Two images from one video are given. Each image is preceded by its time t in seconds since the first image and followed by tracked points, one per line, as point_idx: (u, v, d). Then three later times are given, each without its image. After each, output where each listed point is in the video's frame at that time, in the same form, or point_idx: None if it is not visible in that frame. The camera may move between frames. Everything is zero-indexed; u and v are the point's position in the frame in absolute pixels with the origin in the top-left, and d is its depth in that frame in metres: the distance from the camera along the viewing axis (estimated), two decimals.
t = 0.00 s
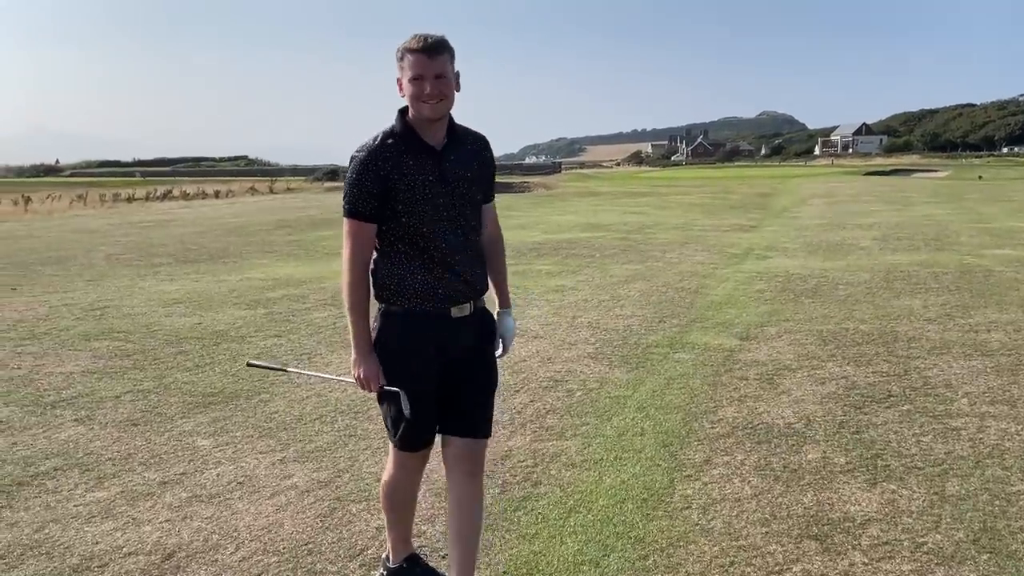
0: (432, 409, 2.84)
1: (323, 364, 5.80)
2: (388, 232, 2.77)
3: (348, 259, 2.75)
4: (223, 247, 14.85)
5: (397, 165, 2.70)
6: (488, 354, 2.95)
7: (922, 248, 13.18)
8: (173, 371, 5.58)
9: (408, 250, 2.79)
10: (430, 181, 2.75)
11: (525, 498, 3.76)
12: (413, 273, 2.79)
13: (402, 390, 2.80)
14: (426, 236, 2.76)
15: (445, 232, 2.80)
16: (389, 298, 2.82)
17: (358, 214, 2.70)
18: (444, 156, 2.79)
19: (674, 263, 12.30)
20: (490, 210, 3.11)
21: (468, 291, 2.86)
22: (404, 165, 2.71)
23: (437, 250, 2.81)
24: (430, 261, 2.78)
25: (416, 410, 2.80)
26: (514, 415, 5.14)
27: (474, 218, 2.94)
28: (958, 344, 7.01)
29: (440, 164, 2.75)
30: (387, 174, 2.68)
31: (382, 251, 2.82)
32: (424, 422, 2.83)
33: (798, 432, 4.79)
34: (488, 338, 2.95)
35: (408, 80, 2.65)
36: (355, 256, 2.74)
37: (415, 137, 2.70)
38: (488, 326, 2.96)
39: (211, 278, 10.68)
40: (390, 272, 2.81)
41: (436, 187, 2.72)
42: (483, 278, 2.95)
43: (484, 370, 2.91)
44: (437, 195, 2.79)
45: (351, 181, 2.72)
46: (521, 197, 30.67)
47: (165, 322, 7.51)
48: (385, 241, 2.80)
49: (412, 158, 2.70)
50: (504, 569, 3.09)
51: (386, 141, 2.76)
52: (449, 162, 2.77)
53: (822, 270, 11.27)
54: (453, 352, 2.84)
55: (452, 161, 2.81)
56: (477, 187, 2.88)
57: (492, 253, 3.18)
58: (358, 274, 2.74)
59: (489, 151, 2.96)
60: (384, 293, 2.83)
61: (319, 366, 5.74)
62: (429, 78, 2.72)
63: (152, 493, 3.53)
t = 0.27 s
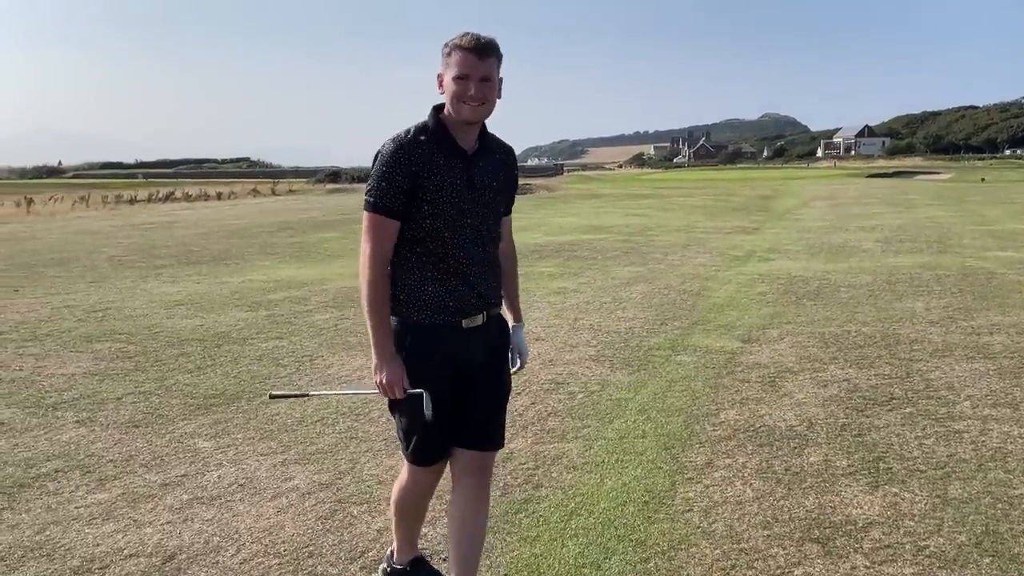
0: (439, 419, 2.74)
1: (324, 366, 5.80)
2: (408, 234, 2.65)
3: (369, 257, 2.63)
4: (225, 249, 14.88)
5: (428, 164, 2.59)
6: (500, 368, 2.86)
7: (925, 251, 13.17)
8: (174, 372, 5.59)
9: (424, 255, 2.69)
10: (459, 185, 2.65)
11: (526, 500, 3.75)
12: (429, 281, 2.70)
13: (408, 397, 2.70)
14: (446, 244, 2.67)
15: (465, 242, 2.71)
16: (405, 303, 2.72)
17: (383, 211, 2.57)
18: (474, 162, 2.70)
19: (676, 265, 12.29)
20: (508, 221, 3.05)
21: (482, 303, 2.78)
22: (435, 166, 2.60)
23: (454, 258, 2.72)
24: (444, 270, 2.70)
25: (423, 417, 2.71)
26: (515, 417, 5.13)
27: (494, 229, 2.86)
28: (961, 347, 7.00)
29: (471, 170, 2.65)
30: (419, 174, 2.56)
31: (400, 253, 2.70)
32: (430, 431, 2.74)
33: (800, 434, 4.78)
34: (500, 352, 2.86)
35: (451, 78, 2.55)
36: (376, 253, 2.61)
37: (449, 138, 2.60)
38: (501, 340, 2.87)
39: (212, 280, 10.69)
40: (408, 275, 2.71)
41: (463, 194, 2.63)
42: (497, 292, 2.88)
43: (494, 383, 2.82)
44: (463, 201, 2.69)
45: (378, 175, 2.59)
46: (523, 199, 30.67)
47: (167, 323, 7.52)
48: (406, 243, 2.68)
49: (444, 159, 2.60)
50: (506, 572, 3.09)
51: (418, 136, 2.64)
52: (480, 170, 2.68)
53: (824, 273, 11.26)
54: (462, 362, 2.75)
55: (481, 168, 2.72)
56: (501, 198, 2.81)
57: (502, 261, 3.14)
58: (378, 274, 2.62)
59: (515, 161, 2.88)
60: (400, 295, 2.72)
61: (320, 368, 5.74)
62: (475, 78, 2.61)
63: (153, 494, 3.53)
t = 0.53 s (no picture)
0: (446, 432, 2.58)
1: (324, 367, 5.80)
2: (412, 235, 2.51)
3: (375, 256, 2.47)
4: (225, 250, 14.89)
5: (436, 162, 2.47)
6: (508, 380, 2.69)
7: (925, 253, 13.17)
8: (174, 374, 5.59)
9: (426, 257, 2.54)
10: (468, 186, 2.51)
11: (525, 503, 3.75)
12: (430, 284, 2.55)
13: (439, 386, 2.48)
14: (451, 246, 2.52)
15: (470, 246, 2.56)
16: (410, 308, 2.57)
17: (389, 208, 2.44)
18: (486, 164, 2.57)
19: (676, 267, 12.30)
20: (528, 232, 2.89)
21: (487, 311, 2.61)
22: (443, 164, 2.47)
23: (458, 263, 2.57)
24: (446, 274, 2.55)
25: (425, 424, 2.54)
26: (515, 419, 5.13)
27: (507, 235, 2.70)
28: (961, 349, 6.99)
29: (482, 171, 2.52)
30: (426, 170, 2.43)
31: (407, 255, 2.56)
32: (431, 441, 2.56)
33: (800, 437, 4.78)
34: (509, 362, 2.70)
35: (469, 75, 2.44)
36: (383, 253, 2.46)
37: (463, 137, 2.48)
38: (511, 351, 2.70)
39: (212, 281, 10.70)
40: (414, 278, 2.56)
41: (471, 195, 2.49)
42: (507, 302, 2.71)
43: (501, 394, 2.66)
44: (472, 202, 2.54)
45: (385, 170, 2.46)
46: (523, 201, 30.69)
47: (167, 325, 7.52)
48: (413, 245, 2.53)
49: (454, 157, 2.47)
50: None
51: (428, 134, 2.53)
52: (492, 172, 2.55)
53: (824, 275, 11.26)
54: (466, 370, 2.61)
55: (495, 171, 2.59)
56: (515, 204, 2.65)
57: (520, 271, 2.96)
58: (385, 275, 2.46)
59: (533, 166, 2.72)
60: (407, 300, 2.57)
61: (320, 370, 5.74)
62: (495, 79, 2.48)
63: (152, 496, 3.53)
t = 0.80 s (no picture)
0: (445, 440, 2.52)
1: (321, 370, 5.79)
2: (410, 239, 2.48)
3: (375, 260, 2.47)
4: (223, 252, 14.88)
5: (430, 165, 2.44)
6: (511, 384, 2.61)
7: (923, 254, 13.18)
8: (171, 376, 5.58)
9: (423, 260, 2.50)
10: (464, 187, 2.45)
11: (523, 505, 3.74)
12: (425, 289, 2.51)
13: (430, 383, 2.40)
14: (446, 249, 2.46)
15: (468, 248, 2.49)
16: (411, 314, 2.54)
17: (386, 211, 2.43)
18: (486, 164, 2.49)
19: (674, 268, 12.31)
20: (551, 230, 2.70)
21: (487, 316, 2.53)
22: (436, 167, 2.44)
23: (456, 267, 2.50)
24: (442, 277, 2.49)
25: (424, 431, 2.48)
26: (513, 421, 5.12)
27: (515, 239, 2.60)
28: (959, 351, 7.00)
29: (479, 171, 2.45)
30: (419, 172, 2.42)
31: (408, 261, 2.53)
32: (431, 449, 2.50)
33: (798, 438, 4.78)
34: (513, 372, 2.61)
35: (462, 73, 2.38)
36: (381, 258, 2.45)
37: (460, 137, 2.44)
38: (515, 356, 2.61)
39: (210, 283, 10.69)
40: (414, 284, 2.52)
41: (466, 196, 2.42)
42: (513, 308, 2.61)
43: (502, 398, 2.58)
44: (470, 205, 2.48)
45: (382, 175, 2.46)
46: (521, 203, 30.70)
47: (164, 327, 7.51)
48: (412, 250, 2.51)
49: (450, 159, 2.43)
50: None
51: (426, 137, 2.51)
52: (491, 171, 2.46)
53: (822, 276, 11.27)
54: (466, 375, 2.53)
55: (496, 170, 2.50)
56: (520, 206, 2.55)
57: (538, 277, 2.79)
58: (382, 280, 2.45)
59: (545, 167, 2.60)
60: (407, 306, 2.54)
61: (317, 372, 5.73)
62: (491, 74, 2.39)
63: (148, 499, 3.52)
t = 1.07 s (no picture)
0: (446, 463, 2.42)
1: (317, 372, 5.78)
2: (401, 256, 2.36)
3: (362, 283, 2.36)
4: (219, 254, 14.86)
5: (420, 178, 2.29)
6: (514, 396, 2.51)
7: (918, 255, 13.21)
8: (166, 379, 5.57)
9: (419, 276, 2.37)
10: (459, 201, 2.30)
11: (519, 507, 3.74)
12: (421, 307, 2.37)
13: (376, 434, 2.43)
14: (441, 266, 2.33)
15: (466, 263, 2.34)
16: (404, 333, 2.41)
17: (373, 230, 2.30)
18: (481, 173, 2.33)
19: (670, 269, 12.32)
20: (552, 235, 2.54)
21: (490, 333, 2.39)
22: (427, 179, 2.29)
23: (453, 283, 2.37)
24: (439, 294, 2.36)
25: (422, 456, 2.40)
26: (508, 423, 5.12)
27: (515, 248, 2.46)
28: (954, 351, 7.01)
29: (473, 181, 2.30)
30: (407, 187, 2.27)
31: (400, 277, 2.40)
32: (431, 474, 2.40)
33: (793, 440, 4.78)
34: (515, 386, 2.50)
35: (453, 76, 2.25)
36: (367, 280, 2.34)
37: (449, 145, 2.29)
38: (515, 368, 2.49)
39: (205, 285, 10.67)
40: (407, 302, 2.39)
41: (461, 210, 2.28)
42: (516, 320, 2.47)
43: (504, 410, 2.48)
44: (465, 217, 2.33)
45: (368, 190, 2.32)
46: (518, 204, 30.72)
47: (159, 329, 7.50)
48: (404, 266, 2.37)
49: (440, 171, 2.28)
50: None
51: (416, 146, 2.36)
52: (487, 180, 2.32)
53: (818, 277, 11.29)
54: (466, 397, 2.42)
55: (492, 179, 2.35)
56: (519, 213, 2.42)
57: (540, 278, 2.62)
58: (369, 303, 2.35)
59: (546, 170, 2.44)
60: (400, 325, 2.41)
61: (313, 374, 5.72)
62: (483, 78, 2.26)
63: (143, 502, 3.51)
